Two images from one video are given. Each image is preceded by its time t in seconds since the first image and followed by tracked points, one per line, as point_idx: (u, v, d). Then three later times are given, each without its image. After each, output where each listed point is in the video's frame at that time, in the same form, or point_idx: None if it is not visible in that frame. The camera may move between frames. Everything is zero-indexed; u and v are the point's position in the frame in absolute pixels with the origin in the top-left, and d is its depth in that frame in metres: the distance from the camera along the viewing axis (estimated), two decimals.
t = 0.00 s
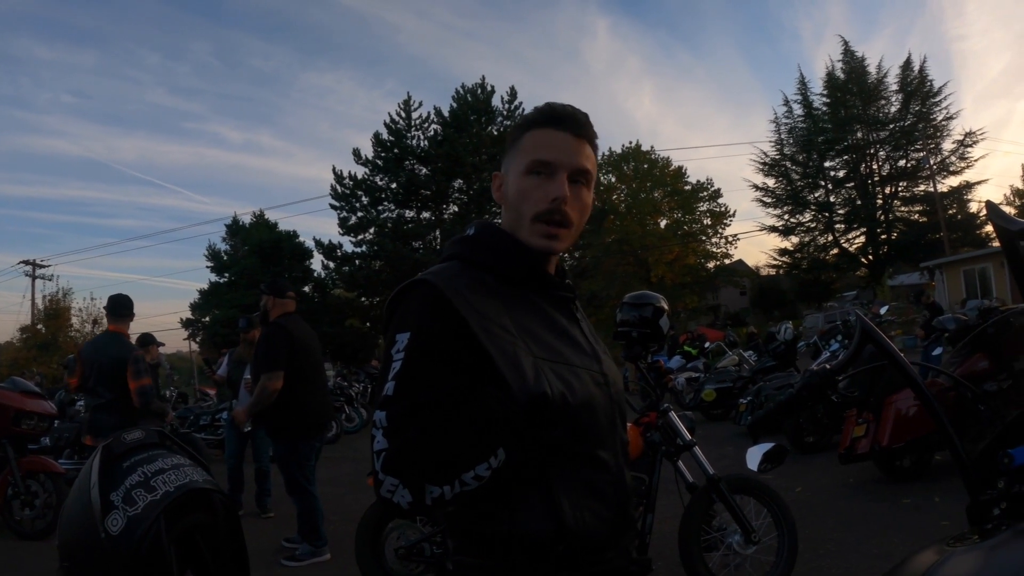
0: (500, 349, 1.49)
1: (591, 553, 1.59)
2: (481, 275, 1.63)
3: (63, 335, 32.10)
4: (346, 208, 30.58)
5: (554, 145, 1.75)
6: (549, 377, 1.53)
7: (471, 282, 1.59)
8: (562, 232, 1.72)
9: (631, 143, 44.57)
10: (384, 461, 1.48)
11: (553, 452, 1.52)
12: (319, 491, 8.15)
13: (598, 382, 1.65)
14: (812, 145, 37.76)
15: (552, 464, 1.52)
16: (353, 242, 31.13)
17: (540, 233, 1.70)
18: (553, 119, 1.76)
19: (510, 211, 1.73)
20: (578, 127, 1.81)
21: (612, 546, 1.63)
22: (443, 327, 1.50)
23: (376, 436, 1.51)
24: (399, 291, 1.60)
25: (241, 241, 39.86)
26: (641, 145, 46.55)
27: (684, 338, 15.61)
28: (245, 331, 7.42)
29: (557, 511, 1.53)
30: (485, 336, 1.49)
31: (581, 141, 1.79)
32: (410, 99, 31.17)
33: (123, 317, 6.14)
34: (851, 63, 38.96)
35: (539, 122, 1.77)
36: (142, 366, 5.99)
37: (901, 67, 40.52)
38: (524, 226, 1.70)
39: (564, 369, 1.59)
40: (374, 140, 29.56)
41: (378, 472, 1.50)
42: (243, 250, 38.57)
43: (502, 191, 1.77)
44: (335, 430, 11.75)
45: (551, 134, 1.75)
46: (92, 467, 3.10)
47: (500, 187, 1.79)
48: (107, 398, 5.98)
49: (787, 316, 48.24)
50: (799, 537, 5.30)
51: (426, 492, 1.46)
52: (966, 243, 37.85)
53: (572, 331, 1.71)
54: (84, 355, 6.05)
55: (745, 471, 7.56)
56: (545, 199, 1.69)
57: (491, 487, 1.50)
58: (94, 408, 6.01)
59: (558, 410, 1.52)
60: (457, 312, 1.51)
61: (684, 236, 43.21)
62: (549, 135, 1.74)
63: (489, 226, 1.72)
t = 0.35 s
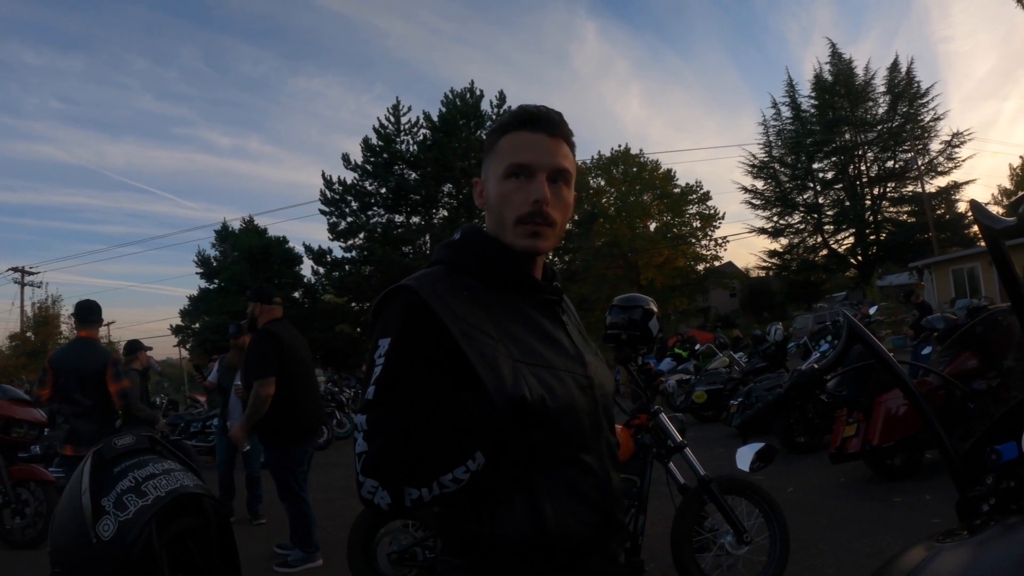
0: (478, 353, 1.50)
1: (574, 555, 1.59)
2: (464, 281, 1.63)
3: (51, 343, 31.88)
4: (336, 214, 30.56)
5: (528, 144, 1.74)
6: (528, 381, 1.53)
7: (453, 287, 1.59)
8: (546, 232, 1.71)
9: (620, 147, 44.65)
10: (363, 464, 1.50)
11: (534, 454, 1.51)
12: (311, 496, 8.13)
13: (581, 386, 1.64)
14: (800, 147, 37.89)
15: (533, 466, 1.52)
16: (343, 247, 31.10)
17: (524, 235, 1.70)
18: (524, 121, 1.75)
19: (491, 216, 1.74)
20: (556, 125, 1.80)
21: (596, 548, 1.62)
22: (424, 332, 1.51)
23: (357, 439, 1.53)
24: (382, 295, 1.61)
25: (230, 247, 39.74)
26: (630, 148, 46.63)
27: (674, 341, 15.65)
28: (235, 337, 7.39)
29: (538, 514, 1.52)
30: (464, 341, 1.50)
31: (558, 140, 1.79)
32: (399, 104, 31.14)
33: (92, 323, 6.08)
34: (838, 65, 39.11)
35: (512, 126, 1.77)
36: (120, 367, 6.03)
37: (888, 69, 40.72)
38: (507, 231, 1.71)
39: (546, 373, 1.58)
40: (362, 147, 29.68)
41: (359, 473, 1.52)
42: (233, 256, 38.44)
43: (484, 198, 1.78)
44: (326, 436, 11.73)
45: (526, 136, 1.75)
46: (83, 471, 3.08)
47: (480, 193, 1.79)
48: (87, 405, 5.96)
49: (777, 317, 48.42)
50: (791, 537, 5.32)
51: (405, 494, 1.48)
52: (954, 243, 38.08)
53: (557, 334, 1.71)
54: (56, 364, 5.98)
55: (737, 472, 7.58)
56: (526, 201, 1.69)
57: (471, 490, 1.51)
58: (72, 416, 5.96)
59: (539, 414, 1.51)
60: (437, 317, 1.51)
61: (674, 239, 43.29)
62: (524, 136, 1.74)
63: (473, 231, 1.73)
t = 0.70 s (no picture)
0: (481, 357, 1.50)
1: (578, 558, 1.59)
2: (465, 284, 1.63)
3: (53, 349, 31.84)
4: (337, 218, 30.61)
5: (527, 148, 1.74)
6: (531, 383, 1.54)
7: (455, 291, 1.59)
8: (549, 234, 1.72)
9: (621, 149, 44.67)
10: (370, 469, 1.49)
11: (537, 458, 1.51)
12: (314, 501, 8.12)
13: (583, 388, 1.65)
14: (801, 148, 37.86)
15: (537, 468, 1.52)
16: (344, 251, 31.13)
17: (530, 239, 1.70)
18: (521, 124, 1.75)
19: (493, 220, 1.73)
20: (552, 127, 1.80)
21: (600, 550, 1.62)
22: (427, 337, 1.51)
23: (361, 445, 1.53)
24: (384, 299, 1.60)
25: (232, 252, 39.76)
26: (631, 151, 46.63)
27: (676, 343, 15.67)
28: (236, 342, 7.40)
29: (542, 517, 1.53)
30: (467, 344, 1.50)
31: (555, 142, 1.79)
32: (399, 107, 31.16)
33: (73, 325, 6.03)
34: (839, 67, 39.10)
35: (509, 129, 1.76)
36: (106, 366, 6.09)
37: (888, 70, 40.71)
38: (511, 235, 1.71)
39: (549, 376, 1.58)
40: (364, 149, 29.65)
41: (364, 478, 1.52)
42: (234, 260, 38.45)
43: (483, 202, 1.78)
44: (328, 440, 11.73)
45: (523, 140, 1.74)
46: (85, 476, 3.09)
47: (479, 199, 1.79)
48: (76, 407, 5.98)
49: (779, 319, 48.40)
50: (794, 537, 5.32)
51: (410, 500, 1.48)
52: (956, 243, 38.08)
53: (559, 338, 1.72)
54: (42, 370, 5.96)
55: (739, 473, 7.58)
56: (529, 205, 1.70)
57: (476, 494, 1.52)
58: (63, 421, 5.93)
59: (541, 416, 1.51)
60: (440, 321, 1.51)
61: (676, 241, 43.30)
62: (521, 140, 1.74)
63: (474, 234, 1.73)
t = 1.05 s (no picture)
0: (496, 353, 1.50)
1: (588, 553, 1.59)
2: (476, 278, 1.64)
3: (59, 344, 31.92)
4: (343, 214, 30.64)
5: (537, 143, 1.74)
6: (546, 380, 1.54)
7: (466, 286, 1.59)
8: (561, 229, 1.73)
9: (626, 145, 44.61)
10: (383, 468, 1.49)
11: (551, 454, 1.52)
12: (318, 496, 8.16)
13: (594, 383, 1.65)
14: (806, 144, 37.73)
15: (551, 464, 1.53)
16: (349, 247, 31.19)
17: (542, 233, 1.71)
18: (531, 119, 1.75)
19: (504, 216, 1.73)
20: (559, 120, 1.80)
21: (611, 544, 1.63)
22: (440, 332, 1.51)
23: (374, 443, 1.53)
24: (396, 295, 1.60)
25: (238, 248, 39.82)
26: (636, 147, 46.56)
27: (681, 340, 15.66)
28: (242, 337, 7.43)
29: (555, 514, 1.53)
30: (480, 341, 1.50)
31: (563, 134, 1.79)
32: (404, 103, 31.18)
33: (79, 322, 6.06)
34: (845, 63, 38.95)
35: (518, 124, 1.76)
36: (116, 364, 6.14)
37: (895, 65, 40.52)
38: (524, 231, 1.71)
39: (562, 372, 1.59)
40: (369, 146, 29.64)
41: (376, 477, 1.51)
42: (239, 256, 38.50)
43: (492, 197, 1.78)
44: (333, 436, 11.75)
45: (531, 135, 1.74)
46: (92, 470, 3.10)
47: (488, 194, 1.78)
48: (88, 404, 6.02)
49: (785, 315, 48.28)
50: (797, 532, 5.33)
51: (426, 497, 1.48)
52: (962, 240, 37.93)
53: (569, 334, 1.72)
54: (49, 368, 5.99)
55: (743, 470, 7.57)
56: (541, 200, 1.70)
57: (489, 491, 1.52)
58: (73, 419, 5.96)
59: (555, 411, 1.52)
60: (454, 318, 1.52)
61: (681, 238, 43.25)
62: (530, 136, 1.74)
63: (484, 231, 1.73)
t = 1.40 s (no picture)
0: (497, 356, 1.51)
1: (590, 559, 1.60)
2: (477, 282, 1.64)
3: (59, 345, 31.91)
4: (344, 216, 30.63)
5: (535, 145, 1.74)
6: (548, 383, 1.54)
7: (468, 290, 1.61)
8: (563, 232, 1.74)
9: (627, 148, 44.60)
10: (388, 471, 1.51)
11: (554, 459, 1.53)
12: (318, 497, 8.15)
13: (596, 387, 1.65)
14: (807, 147, 37.71)
15: (552, 470, 1.53)
16: (350, 248, 31.18)
17: (543, 236, 1.72)
18: (529, 122, 1.75)
19: (505, 221, 1.74)
20: (558, 122, 1.81)
21: (615, 546, 1.64)
22: (442, 337, 1.52)
23: (378, 446, 1.54)
24: (398, 299, 1.62)
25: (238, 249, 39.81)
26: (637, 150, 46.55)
27: (682, 342, 15.66)
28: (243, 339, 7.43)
29: (558, 517, 1.54)
30: (481, 344, 1.51)
31: (561, 135, 1.79)
32: (404, 105, 31.21)
33: (91, 322, 6.10)
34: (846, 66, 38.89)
35: (516, 127, 1.76)
36: (125, 365, 6.11)
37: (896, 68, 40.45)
38: (525, 234, 1.72)
39: (565, 374, 1.59)
40: (370, 148, 29.64)
41: (380, 480, 1.53)
42: (240, 257, 38.52)
43: (492, 202, 1.78)
44: (333, 436, 11.76)
45: (529, 137, 1.74)
46: (92, 471, 3.11)
47: (488, 198, 1.79)
48: (96, 405, 6.03)
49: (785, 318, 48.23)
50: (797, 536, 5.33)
51: (429, 501, 1.50)
52: (963, 243, 37.86)
53: (571, 336, 1.72)
54: (58, 367, 6.01)
55: (743, 473, 7.57)
56: (541, 203, 1.70)
57: (493, 495, 1.53)
58: (83, 419, 6.00)
59: (557, 415, 1.52)
60: (454, 321, 1.53)
61: (681, 240, 43.25)
62: (528, 138, 1.74)
63: (485, 234, 1.74)
